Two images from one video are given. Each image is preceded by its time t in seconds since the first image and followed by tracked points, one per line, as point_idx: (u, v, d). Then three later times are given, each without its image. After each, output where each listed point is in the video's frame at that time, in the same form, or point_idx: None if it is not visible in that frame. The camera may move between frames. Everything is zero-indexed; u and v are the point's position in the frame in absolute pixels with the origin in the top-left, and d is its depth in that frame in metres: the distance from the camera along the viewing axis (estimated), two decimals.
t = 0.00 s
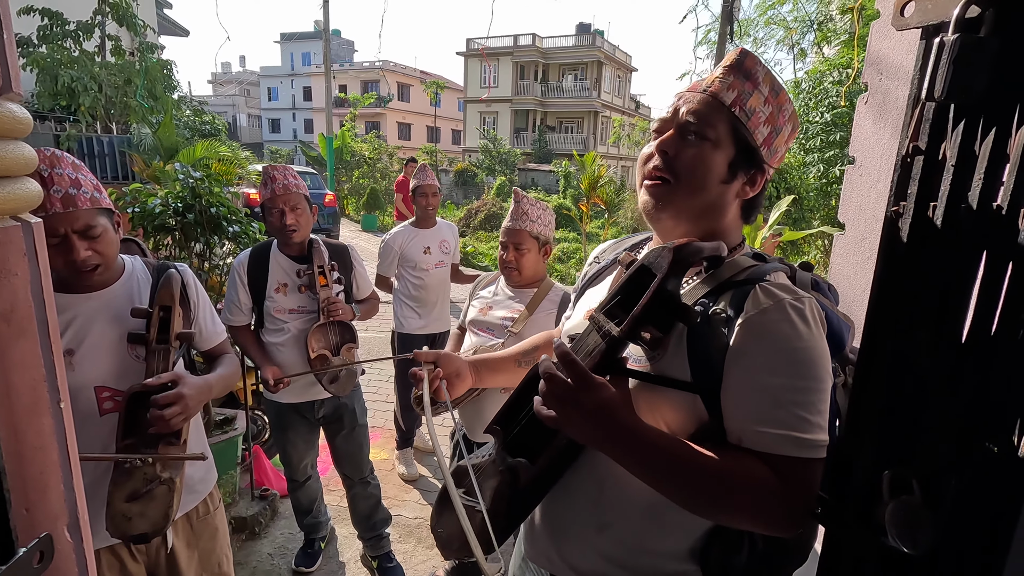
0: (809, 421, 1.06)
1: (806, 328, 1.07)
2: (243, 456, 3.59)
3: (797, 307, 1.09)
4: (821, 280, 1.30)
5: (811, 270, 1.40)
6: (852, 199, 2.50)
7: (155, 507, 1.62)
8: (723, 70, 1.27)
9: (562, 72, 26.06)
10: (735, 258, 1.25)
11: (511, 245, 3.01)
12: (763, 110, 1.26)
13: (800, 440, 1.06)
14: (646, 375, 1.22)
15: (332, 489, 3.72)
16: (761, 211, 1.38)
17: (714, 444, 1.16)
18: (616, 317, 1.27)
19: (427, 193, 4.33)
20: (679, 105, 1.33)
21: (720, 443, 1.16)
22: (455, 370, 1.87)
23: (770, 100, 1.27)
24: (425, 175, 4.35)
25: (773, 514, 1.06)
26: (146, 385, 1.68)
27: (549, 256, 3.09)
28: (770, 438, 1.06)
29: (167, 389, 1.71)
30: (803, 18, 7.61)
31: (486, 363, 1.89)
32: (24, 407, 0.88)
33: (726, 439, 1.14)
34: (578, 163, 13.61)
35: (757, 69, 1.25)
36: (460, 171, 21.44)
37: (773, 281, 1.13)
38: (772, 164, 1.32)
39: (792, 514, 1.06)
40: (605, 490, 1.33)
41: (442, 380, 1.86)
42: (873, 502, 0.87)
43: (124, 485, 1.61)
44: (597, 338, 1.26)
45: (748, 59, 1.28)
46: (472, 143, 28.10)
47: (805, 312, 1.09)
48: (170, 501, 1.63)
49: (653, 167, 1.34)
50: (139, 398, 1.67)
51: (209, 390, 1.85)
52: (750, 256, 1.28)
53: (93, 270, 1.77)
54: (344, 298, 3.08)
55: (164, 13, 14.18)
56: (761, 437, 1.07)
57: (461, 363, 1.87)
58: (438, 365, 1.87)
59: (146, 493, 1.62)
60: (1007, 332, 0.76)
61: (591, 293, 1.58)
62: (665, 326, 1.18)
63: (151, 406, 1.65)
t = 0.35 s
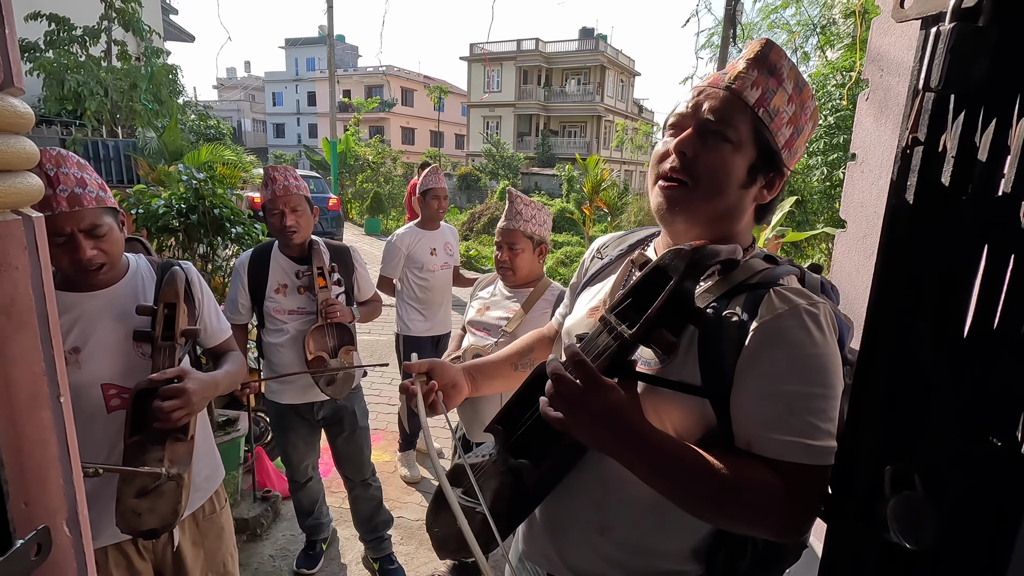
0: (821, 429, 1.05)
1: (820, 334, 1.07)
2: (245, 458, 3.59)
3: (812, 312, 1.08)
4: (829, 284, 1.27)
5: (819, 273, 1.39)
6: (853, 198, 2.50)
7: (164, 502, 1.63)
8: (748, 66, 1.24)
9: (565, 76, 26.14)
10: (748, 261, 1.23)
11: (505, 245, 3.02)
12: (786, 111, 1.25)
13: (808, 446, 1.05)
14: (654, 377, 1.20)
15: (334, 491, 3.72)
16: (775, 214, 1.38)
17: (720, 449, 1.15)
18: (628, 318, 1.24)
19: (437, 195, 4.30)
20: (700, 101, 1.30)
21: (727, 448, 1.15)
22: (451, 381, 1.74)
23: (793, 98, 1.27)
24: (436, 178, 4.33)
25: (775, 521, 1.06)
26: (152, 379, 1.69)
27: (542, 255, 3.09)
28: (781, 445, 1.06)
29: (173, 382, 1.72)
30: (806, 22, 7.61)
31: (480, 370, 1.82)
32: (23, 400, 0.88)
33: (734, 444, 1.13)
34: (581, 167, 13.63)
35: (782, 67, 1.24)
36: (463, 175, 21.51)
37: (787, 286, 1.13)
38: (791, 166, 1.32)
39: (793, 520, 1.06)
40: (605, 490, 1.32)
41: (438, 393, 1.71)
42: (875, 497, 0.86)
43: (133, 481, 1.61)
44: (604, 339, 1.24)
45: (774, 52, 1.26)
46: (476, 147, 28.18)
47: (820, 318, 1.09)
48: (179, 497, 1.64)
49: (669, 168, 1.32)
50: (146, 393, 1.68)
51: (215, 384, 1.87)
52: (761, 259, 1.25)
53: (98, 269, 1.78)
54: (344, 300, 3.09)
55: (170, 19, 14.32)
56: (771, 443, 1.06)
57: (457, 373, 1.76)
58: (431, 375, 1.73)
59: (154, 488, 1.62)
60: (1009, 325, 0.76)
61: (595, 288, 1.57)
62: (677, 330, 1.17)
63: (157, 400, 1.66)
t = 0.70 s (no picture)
0: (823, 428, 1.06)
1: (825, 336, 1.08)
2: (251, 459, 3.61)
3: (818, 313, 1.09)
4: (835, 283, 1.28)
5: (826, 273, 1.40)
6: (856, 196, 2.51)
7: (184, 492, 1.68)
8: (777, 74, 1.23)
9: (568, 81, 26.23)
10: (755, 260, 1.24)
11: (506, 246, 3.03)
12: (806, 120, 1.29)
13: (810, 443, 1.06)
14: (659, 375, 1.21)
15: (339, 492, 3.73)
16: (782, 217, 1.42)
17: (723, 445, 1.16)
18: (632, 315, 1.22)
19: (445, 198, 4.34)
20: (727, 107, 1.27)
21: (729, 443, 1.16)
22: (481, 404, 1.73)
23: (811, 104, 1.29)
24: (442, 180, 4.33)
25: (774, 519, 1.07)
26: (169, 371, 1.75)
27: (543, 255, 3.10)
28: (785, 444, 1.06)
29: (191, 373, 1.78)
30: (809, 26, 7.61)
31: (506, 386, 1.81)
32: (39, 391, 0.90)
33: (736, 443, 1.14)
34: (585, 171, 13.65)
35: (806, 72, 1.26)
36: (467, 179, 21.59)
37: (793, 286, 1.14)
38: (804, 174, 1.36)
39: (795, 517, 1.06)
40: (608, 483, 1.33)
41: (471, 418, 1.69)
42: (876, 488, 0.87)
43: (154, 470, 1.66)
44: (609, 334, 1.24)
45: (798, 55, 1.25)
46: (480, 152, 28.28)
47: (826, 320, 1.10)
48: (198, 487, 1.69)
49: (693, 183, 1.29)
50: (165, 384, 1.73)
51: (231, 376, 1.91)
52: (768, 258, 1.26)
53: (116, 271, 1.81)
54: (347, 301, 3.11)
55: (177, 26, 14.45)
56: (773, 439, 1.07)
57: (487, 395, 1.75)
58: (463, 400, 1.71)
59: (175, 477, 1.68)
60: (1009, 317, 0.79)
61: (601, 286, 1.58)
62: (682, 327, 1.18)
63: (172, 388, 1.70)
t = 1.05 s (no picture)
0: (837, 424, 1.04)
1: (838, 330, 1.06)
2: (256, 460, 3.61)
3: (829, 306, 1.07)
4: (846, 276, 1.27)
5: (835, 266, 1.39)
6: (865, 194, 2.49)
7: (198, 487, 1.68)
8: (782, 62, 1.23)
9: (573, 86, 26.29)
10: (763, 254, 1.23)
11: (511, 246, 3.04)
12: (811, 110, 1.28)
13: (824, 439, 1.04)
14: (668, 372, 1.19)
15: (344, 494, 3.72)
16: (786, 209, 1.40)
17: (736, 443, 1.14)
18: (639, 311, 1.22)
19: (436, 197, 4.32)
20: (732, 96, 1.26)
21: (741, 442, 1.14)
22: (474, 379, 1.77)
23: (817, 95, 1.29)
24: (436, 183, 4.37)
25: (786, 517, 1.05)
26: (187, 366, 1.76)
27: (548, 254, 3.09)
28: (801, 441, 1.04)
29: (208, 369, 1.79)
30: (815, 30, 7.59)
31: (502, 370, 1.84)
32: (47, 384, 0.90)
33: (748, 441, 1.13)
34: (589, 175, 13.64)
35: (811, 61, 1.25)
36: (471, 184, 21.64)
37: (802, 278, 1.12)
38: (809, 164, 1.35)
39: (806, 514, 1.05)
40: (619, 484, 1.31)
41: (461, 390, 1.73)
42: (890, 487, 0.86)
43: (168, 466, 1.66)
44: (618, 334, 1.24)
45: (804, 44, 1.25)
46: (484, 156, 28.35)
47: (837, 312, 1.08)
48: (212, 482, 1.69)
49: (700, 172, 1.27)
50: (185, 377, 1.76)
51: (246, 373, 1.92)
52: (774, 251, 1.24)
53: (143, 268, 1.86)
54: (352, 301, 3.11)
55: (184, 30, 14.55)
56: (786, 436, 1.05)
57: (480, 372, 1.79)
58: (456, 373, 1.75)
59: (190, 472, 1.67)
60: None
61: (607, 284, 1.57)
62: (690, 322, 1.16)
63: (191, 381, 1.72)
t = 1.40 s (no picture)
0: (835, 419, 1.03)
1: (830, 322, 1.05)
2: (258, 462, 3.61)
3: (820, 300, 1.07)
4: (837, 268, 1.29)
5: (828, 261, 1.40)
6: (868, 194, 2.49)
7: (200, 485, 1.69)
8: (758, 55, 1.23)
9: (576, 89, 26.31)
10: (752, 250, 1.24)
11: (513, 249, 3.04)
12: (790, 103, 1.28)
13: (822, 434, 1.03)
14: (663, 374, 1.20)
15: (345, 496, 3.72)
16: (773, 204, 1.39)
17: (731, 443, 1.13)
18: (630, 313, 1.22)
19: (442, 202, 4.35)
20: (710, 93, 1.27)
21: (738, 441, 1.13)
22: (463, 349, 1.88)
23: (795, 88, 1.29)
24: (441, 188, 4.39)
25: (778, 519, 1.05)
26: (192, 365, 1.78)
27: (550, 256, 3.09)
28: (796, 437, 1.04)
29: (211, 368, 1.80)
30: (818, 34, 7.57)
31: (496, 346, 1.90)
32: (48, 383, 0.90)
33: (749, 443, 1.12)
34: (593, 178, 13.64)
35: (786, 54, 1.25)
36: (475, 187, 21.66)
37: (792, 273, 1.12)
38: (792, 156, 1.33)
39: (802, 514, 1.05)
40: (619, 484, 1.31)
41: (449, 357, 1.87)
42: (893, 489, 0.85)
43: (171, 462, 1.67)
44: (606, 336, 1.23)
45: (778, 39, 1.25)
46: (488, 160, 28.38)
47: (827, 304, 1.07)
48: (214, 480, 1.70)
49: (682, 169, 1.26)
50: (187, 379, 1.77)
51: (251, 373, 1.92)
52: (764, 246, 1.26)
53: (153, 268, 1.86)
54: (354, 302, 3.12)
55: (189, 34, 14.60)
56: (783, 433, 1.05)
57: (471, 343, 1.88)
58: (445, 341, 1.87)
59: (192, 471, 1.68)
60: None
61: (603, 287, 1.57)
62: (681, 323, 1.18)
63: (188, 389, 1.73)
